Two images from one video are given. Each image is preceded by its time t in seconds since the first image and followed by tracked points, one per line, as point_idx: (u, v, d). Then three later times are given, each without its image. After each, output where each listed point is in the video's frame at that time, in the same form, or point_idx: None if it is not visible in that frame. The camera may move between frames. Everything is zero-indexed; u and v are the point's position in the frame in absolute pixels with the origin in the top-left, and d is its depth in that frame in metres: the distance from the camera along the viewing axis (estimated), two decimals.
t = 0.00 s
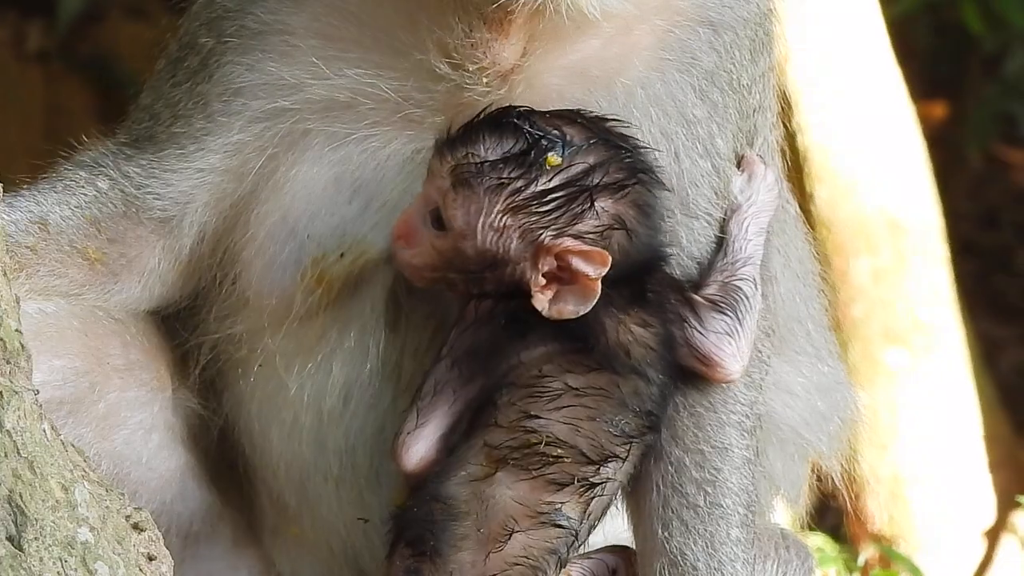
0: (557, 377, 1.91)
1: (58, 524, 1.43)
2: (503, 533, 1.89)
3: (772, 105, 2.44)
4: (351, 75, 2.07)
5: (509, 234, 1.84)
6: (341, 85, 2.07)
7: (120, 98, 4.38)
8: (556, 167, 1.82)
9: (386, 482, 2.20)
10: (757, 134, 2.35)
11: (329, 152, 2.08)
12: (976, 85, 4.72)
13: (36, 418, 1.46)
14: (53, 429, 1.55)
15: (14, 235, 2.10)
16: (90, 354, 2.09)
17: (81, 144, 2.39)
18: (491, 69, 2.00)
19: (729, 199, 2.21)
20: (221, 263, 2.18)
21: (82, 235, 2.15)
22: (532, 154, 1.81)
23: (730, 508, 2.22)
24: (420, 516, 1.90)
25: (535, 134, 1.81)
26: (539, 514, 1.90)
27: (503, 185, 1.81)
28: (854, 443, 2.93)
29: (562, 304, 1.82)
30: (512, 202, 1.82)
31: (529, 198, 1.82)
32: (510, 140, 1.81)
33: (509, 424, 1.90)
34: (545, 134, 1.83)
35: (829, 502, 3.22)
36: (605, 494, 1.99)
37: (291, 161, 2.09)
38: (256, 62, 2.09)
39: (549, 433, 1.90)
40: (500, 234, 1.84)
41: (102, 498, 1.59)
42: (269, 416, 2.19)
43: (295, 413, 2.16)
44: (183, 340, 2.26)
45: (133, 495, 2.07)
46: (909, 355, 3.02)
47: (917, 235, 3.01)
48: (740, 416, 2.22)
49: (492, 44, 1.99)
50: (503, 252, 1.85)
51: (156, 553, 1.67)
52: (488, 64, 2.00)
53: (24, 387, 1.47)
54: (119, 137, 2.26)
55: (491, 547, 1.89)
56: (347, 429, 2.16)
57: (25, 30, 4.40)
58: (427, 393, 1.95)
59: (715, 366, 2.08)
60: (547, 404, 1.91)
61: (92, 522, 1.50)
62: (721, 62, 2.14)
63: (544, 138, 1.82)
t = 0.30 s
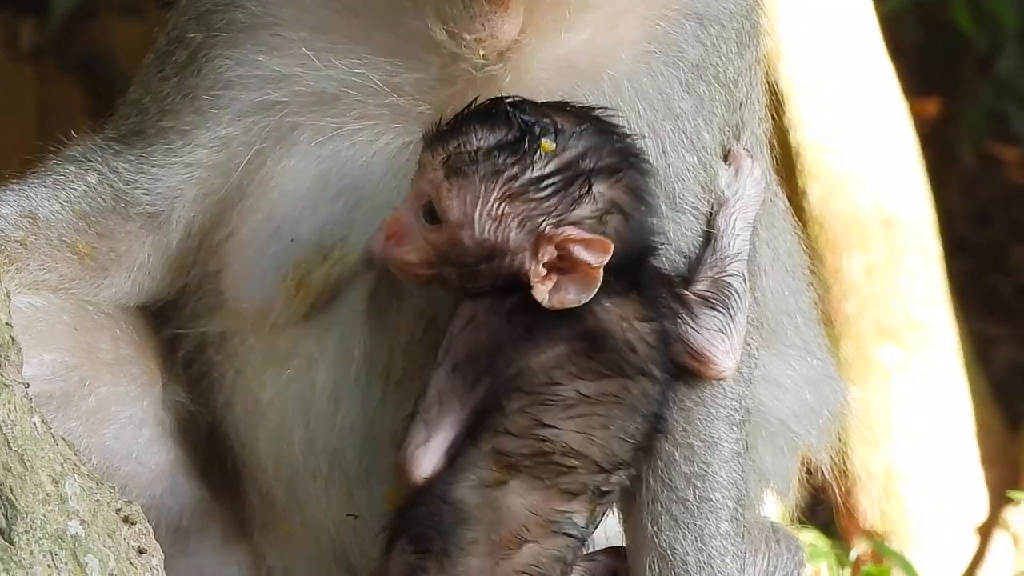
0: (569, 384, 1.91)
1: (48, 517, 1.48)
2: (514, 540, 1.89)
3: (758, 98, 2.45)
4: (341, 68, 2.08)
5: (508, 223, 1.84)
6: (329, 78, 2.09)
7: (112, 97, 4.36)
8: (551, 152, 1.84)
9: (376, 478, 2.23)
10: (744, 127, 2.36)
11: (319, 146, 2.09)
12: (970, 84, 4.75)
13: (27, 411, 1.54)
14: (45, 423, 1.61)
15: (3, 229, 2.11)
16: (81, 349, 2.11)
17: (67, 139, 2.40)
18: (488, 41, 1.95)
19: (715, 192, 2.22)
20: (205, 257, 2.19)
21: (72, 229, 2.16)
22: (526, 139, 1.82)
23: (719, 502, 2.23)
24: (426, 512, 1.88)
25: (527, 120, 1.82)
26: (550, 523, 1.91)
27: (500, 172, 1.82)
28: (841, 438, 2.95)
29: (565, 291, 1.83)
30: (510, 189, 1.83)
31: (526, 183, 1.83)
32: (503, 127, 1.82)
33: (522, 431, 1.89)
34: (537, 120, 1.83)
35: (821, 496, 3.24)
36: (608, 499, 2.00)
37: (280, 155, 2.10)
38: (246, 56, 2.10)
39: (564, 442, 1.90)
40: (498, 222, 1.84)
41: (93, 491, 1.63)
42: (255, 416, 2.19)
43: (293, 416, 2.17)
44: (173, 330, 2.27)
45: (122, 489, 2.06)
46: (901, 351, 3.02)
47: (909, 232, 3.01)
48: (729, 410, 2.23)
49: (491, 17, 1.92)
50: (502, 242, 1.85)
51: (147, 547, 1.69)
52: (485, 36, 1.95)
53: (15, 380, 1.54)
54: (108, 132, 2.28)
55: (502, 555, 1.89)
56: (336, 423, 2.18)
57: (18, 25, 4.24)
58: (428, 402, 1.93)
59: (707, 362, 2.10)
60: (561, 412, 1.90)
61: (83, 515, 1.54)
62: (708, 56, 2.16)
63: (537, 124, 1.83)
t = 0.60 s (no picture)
0: (559, 366, 1.92)
1: (38, 506, 1.48)
2: (513, 528, 1.95)
3: (750, 87, 2.45)
4: (330, 58, 2.08)
5: (459, 183, 1.81)
6: (318, 67, 2.08)
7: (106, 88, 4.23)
8: (491, 104, 1.80)
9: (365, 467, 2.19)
10: (734, 116, 2.36)
11: (308, 136, 2.09)
12: (961, 81, 4.82)
13: (16, 401, 1.55)
14: (34, 412, 1.62)
15: None
16: (72, 340, 2.12)
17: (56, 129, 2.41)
18: (481, 23, 1.97)
19: (706, 180, 2.20)
20: (192, 245, 2.18)
21: (62, 219, 2.17)
22: (463, 95, 1.78)
23: (709, 492, 2.23)
24: (421, 509, 1.92)
25: (463, 77, 1.79)
26: (549, 507, 1.96)
27: (439, 130, 1.78)
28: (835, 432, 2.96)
29: (531, 247, 1.83)
30: (455, 147, 1.79)
31: (470, 138, 1.79)
32: (440, 92, 1.79)
33: (514, 417, 1.91)
34: (475, 78, 1.80)
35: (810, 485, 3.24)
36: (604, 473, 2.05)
37: (267, 144, 2.10)
38: (235, 44, 2.11)
39: (557, 425, 1.93)
40: (449, 183, 1.81)
41: (82, 481, 1.63)
42: (242, 407, 2.19)
43: (282, 409, 2.16)
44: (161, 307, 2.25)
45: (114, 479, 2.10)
46: (893, 344, 3.05)
47: (901, 224, 3.03)
48: (719, 400, 2.22)
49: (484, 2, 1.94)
50: (458, 205, 1.83)
51: (136, 536, 1.70)
52: (477, 19, 1.96)
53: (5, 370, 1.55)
54: (97, 121, 2.28)
55: (502, 546, 1.95)
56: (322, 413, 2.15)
57: (11, 16, 4.12)
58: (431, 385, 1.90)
59: (695, 339, 2.03)
60: (553, 395, 1.92)
61: (72, 505, 1.55)
62: (697, 44, 2.16)
63: (473, 80, 1.80)
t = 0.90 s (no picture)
0: (491, 333, 1.87)
1: (33, 493, 1.48)
2: (478, 498, 1.91)
3: (744, 74, 2.46)
4: (323, 43, 2.08)
5: (381, 138, 1.77)
6: (310, 52, 2.08)
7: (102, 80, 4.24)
8: (423, 65, 1.75)
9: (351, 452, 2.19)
10: (730, 104, 2.38)
11: (300, 123, 2.08)
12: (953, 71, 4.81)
13: (11, 387, 1.56)
14: (28, 400, 1.62)
15: None
16: (66, 327, 2.11)
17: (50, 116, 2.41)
18: None
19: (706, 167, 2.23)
20: (186, 231, 2.18)
21: (56, 206, 2.17)
22: (404, 52, 1.75)
23: (704, 478, 2.23)
24: (385, 498, 1.87)
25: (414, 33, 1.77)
26: (507, 472, 1.93)
27: (375, 84, 1.76)
28: (831, 421, 3.01)
29: (437, 222, 1.78)
30: (382, 102, 1.76)
31: (396, 96, 1.75)
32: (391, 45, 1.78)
33: (452, 388, 1.86)
34: (426, 36, 1.77)
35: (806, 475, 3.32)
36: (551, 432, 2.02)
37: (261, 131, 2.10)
38: (229, 31, 2.12)
39: (497, 391, 1.88)
40: (374, 137, 1.78)
41: (77, 468, 1.63)
42: (236, 394, 2.21)
43: (277, 396, 2.16)
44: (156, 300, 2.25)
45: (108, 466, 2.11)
46: (886, 331, 3.10)
47: (896, 211, 3.07)
48: (712, 386, 2.24)
49: None
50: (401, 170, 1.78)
51: (132, 523, 1.71)
52: None
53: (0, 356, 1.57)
54: (92, 108, 2.28)
55: (472, 516, 1.91)
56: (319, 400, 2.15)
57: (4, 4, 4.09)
58: (374, 353, 1.90)
59: (659, 326, 2.02)
60: (487, 362, 1.87)
61: (67, 492, 1.55)
62: (692, 31, 2.17)
63: (422, 38, 1.76)
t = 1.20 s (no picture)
0: (421, 315, 1.83)
1: (28, 487, 1.48)
2: (436, 478, 1.89)
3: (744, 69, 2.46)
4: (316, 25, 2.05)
5: (340, 96, 1.77)
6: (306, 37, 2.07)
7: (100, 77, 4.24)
8: (393, 28, 1.75)
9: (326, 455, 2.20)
10: (732, 100, 2.38)
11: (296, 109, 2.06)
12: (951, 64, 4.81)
13: (7, 382, 1.54)
14: (24, 393, 1.61)
15: None
16: (59, 317, 2.11)
17: (46, 109, 2.40)
18: None
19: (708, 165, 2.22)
20: (187, 221, 2.19)
21: (53, 199, 2.14)
22: (379, 12, 1.76)
23: (699, 472, 2.23)
24: (373, 479, 1.88)
25: None
26: (459, 448, 1.90)
27: (345, 40, 1.77)
28: (828, 415, 3.02)
29: (379, 184, 1.75)
30: (348, 59, 1.76)
31: (361, 55, 1.75)
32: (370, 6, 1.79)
33: (391, 375, 1.85)
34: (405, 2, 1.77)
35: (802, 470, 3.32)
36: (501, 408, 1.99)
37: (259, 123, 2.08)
38: (227, 22, 2.12)
39: (434, 374, 1.84)
40: (336, 92, 1.78)
41: (73, 462, 1.62)
42: (234, 390, 2.25)
43: (279, 389, 2.19)
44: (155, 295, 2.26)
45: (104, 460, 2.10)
46: (881, 325, 3.11)
47: (893, 207, 3.08)
48: (706, 380, 2.23)
49: None
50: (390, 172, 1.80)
51: (127, 517, 1.70)
52: None
53: None
54: (90, 100, 2.26)
55: (432, 496, 1.90)
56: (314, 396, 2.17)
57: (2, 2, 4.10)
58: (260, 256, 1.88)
59: (622, 312, 1.99)
60: (419, 345, 1.83)
61: (63, 487, 1.55)
62: (691, 27, 2.17)
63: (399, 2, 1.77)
